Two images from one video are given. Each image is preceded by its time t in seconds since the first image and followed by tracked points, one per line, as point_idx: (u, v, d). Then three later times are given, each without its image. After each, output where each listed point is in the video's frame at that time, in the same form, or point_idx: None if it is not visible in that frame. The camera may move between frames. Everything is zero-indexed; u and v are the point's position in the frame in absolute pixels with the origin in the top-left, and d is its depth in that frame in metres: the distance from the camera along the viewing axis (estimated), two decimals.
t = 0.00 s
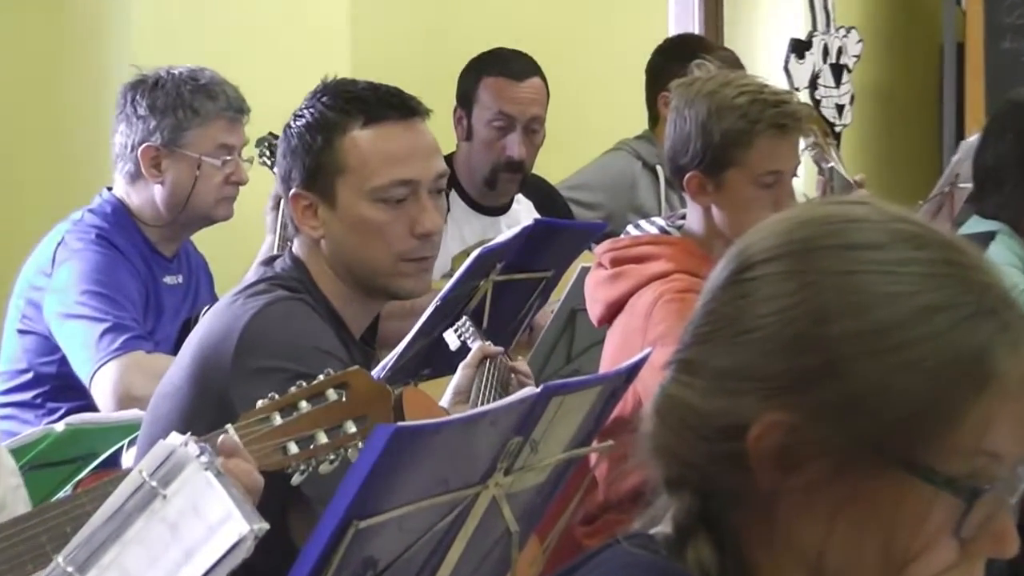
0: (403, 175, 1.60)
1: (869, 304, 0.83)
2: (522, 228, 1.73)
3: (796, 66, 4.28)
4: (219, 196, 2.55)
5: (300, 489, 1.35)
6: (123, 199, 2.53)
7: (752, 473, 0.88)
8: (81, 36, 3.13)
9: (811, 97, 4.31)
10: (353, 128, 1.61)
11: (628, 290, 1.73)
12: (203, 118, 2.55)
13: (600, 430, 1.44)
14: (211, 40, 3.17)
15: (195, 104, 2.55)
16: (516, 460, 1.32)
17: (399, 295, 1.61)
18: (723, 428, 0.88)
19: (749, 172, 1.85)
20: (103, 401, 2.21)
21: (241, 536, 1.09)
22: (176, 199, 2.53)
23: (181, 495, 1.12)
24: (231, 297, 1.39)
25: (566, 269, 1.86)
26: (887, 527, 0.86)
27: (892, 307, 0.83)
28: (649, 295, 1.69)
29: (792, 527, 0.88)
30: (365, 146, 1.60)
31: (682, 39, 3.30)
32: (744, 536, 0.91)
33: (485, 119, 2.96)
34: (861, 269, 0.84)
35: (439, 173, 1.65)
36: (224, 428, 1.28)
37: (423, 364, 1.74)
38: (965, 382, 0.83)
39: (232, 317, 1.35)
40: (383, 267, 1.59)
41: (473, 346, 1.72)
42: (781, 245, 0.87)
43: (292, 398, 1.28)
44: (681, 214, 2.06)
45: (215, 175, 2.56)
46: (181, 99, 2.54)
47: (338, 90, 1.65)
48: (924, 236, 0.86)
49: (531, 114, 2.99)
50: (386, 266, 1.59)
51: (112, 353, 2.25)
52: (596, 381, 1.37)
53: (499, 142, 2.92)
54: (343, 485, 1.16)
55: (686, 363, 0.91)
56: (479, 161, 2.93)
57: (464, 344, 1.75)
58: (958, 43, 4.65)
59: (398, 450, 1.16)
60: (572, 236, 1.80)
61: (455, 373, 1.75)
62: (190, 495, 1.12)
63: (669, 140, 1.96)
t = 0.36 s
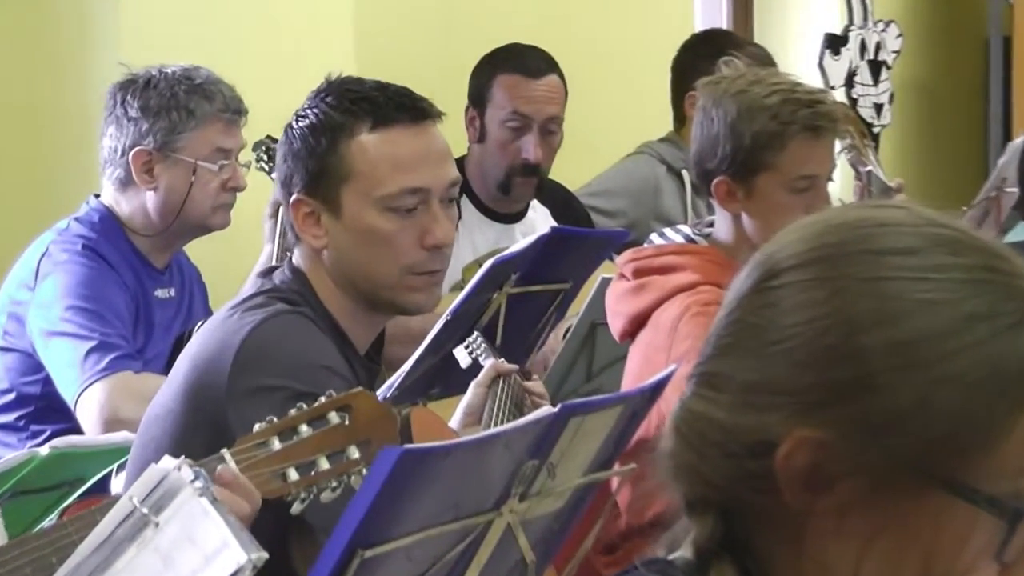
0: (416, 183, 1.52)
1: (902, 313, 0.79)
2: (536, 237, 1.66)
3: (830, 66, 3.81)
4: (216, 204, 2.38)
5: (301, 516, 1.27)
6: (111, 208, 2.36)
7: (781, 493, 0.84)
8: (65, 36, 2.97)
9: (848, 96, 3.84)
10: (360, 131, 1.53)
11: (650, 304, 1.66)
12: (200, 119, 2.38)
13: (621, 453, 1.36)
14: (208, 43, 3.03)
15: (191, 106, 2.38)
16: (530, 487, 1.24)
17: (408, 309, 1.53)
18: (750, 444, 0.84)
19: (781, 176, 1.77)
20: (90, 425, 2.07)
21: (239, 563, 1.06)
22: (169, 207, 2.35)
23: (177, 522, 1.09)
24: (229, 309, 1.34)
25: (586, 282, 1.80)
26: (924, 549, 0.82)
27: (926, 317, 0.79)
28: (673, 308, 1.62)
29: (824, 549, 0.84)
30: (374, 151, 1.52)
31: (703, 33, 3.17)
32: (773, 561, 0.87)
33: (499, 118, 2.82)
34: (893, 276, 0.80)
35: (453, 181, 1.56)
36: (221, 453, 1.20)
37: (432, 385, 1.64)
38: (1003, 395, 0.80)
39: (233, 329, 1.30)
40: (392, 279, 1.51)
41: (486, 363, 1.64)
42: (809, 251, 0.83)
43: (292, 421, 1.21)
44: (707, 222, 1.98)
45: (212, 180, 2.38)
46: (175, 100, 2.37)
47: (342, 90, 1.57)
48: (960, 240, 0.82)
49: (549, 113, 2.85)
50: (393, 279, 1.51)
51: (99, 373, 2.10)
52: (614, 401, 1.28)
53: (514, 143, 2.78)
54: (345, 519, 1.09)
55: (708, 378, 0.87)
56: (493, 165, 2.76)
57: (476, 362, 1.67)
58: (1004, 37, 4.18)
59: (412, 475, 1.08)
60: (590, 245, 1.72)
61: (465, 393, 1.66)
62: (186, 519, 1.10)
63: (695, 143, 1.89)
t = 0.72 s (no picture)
0: (420, 195, 1.44)
1: (937, 328, 0.71)
2: (547, 245, 1.59)
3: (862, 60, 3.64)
4: (205, 211, 2.27)
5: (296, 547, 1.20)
6: (90, 215, 2.24)
7: (815, 519, 0.75)
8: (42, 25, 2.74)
9: (880, 92, 3.67)
10: (360, 139, 1.45)
11: (669, 316, 1.58)
12: (188, 121, 2.27)
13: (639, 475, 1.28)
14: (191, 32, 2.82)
15: (178, 106, 2.27)
16: (542, 509, 1.16)
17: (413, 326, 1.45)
18: (780, 467, 0.76)
19: (814, 181, 1.70)
20: (68, 451, 1.95)
21: None
22: (154, 216, 2.24)
23: (162, 550, 1.03)
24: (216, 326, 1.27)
25: (599, 294, 1.73)
26: None
27: (965, 332, 0.71)
28: (693, 322, 1.53)
29: None
30: (374, 159, 1.44)
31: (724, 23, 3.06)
32: None
33: (511, 119, 2.68)
34: (930, 289, 0.72)
35: (459, 189, 1.49)
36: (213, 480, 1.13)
37: (435, 402, 1.60)
38: None
39: (223, 344, 1.23)
40: (397, 296, 1.43)
41: (492, 378, 1.57)
42: (837, 263, 0.75)
43: (286, 449, 1.13)
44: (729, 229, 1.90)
45: (200, 187, 2.27)
46: (162, 99, 2.27)
47: (339, 92, 1.49)
48: (1001, 248, 0.74)
49: (564, 114, 2.70)
50: (400, 298, 1.44)
51: (77, 394, 2.00)
52: (631, 419, 1.20)
53: (527, 146, 2.65)
54: (343, 542, 1.02)
55: (729, 395, 0.79)
56: (503, 168, 2.64)
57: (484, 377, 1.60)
58: None
59: (411, 501, 1.01)
60: (607, 251, 1.66)
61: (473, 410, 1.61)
62: (171, 550, 1.03)
63: (719, 143, 1.81)
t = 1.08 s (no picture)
0: (428, 202, 1.37)
1: (984, 334, 0.63)
2: (560, 250, 1.51)
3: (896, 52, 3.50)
4: (190, 214, 2.19)
5: None
6: (67, 218, 2.16)
7: (864, 541, 0.67)
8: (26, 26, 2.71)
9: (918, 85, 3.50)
10: (361, 143, 1.38)
11: (692, 328, 1.50)
12: (172, 117, 2.19)
13: (657, 498, 1.21)
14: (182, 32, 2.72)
15: (161, 101, 2.19)
16: (553, 534, 1.08)
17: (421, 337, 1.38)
18: (822, 483, 0.68)
19: (853, 185, 1.61)
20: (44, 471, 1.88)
21: None
22: (136, 218, 2.16)
23: None
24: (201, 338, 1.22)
25: (614, 301, 1.66)
26: None
27: None
28: (716, 335, 1.45)
29: None
30: (376, 164, 1.37)
31: (749, 11, 2.96)
32: None
33: (518, 117, 2.59)
34: (979, 292, 0.64)
35: (468, 195, 1.41)
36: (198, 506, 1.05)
37: (439, 420, 1.52)
38: None
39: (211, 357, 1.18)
40: (402, 309, 1.36)
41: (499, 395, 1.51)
42: (875, 268, 0.68)
43: (279, 472, 1.06)
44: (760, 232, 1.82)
45: (185, 188, 2.19)
46: (144, 94, 2.19)
47: (338, 92, 1.41)
48: None
49: (574, 112, 2.61)
50: (407, 310, 1.36)
51: (54, 410, 1.93)
52: (642, 445, 1.11)
53: (536, 146, 2.56)
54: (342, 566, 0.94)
55: (760, 408, 0.71)
56: (510, 169, 2.55)
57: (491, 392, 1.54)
58: None
59: (412, 522, 0.93)
60: (619, 256, 1.57)
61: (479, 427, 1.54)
62: None
63: (750, 141, 1.73)
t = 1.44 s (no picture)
0: (437, 204, 1.31)
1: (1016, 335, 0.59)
2: (566, 260, 1.46)
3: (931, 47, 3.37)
4: (165, 226, 2.10)
5: None
6: (34, 225, 2.07)
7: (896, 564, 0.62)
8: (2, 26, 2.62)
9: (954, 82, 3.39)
10: (367, 148, 1.30)
11: (710, 340, 1.44)
12: (147, 124, 2.09)
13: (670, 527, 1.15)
14: (168, 31, 2.65)
15: (135, 107, 2.09)
16: (557, 566, 1.01)
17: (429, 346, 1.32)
18: (849, 501, 0.63)
19: (891, 188, 1.54)
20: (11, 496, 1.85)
21: None
22: (108, 230, 2.07)
23: None
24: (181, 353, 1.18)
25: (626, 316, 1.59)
26: None
27: None
28: (733, 351, 1.39)
29: None
30: (382, 168, 1.30)
31: None
32: None
33: (525, 117, 2.51)
34: (1011, 291, 0.60)
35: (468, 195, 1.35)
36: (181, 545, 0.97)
37: (436, 443, 1.47)
38: None
39: (187, 377, 1.14)
40: (412, 315, 1.30)
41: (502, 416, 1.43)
42: (897, 272, 0.64)
43: (266, 508, 0.99)
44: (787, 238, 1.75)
45: (159, 201, 2.09)
46: (117, 99, 2.09)
47: (331, 93, 1.32)
48: None
49: (587, 112, 2.53)
50: (418, 316, 1.30)
51: (23, 433, 1.89)
52: (670, 463, 1.05)
53: (543, 148, 2.49)
54: None
55: (779, 425, 0.67)
56: (515, 172, 2.47)
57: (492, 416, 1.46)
58: None
59: (403, 555, 0.85)
60: (631, 267, 1.52)
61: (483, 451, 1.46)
62: None
63: (777, 138, 1.65)
